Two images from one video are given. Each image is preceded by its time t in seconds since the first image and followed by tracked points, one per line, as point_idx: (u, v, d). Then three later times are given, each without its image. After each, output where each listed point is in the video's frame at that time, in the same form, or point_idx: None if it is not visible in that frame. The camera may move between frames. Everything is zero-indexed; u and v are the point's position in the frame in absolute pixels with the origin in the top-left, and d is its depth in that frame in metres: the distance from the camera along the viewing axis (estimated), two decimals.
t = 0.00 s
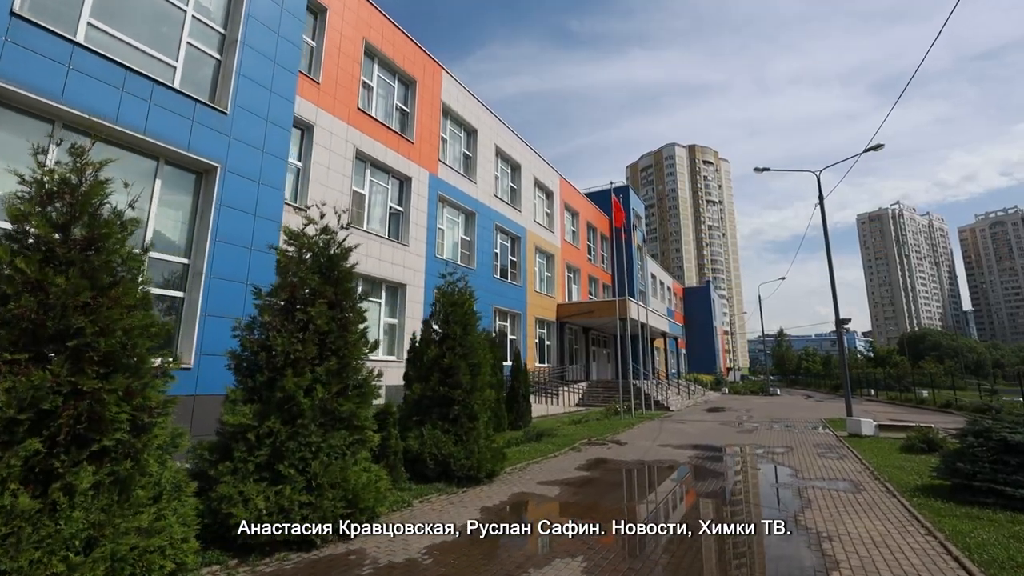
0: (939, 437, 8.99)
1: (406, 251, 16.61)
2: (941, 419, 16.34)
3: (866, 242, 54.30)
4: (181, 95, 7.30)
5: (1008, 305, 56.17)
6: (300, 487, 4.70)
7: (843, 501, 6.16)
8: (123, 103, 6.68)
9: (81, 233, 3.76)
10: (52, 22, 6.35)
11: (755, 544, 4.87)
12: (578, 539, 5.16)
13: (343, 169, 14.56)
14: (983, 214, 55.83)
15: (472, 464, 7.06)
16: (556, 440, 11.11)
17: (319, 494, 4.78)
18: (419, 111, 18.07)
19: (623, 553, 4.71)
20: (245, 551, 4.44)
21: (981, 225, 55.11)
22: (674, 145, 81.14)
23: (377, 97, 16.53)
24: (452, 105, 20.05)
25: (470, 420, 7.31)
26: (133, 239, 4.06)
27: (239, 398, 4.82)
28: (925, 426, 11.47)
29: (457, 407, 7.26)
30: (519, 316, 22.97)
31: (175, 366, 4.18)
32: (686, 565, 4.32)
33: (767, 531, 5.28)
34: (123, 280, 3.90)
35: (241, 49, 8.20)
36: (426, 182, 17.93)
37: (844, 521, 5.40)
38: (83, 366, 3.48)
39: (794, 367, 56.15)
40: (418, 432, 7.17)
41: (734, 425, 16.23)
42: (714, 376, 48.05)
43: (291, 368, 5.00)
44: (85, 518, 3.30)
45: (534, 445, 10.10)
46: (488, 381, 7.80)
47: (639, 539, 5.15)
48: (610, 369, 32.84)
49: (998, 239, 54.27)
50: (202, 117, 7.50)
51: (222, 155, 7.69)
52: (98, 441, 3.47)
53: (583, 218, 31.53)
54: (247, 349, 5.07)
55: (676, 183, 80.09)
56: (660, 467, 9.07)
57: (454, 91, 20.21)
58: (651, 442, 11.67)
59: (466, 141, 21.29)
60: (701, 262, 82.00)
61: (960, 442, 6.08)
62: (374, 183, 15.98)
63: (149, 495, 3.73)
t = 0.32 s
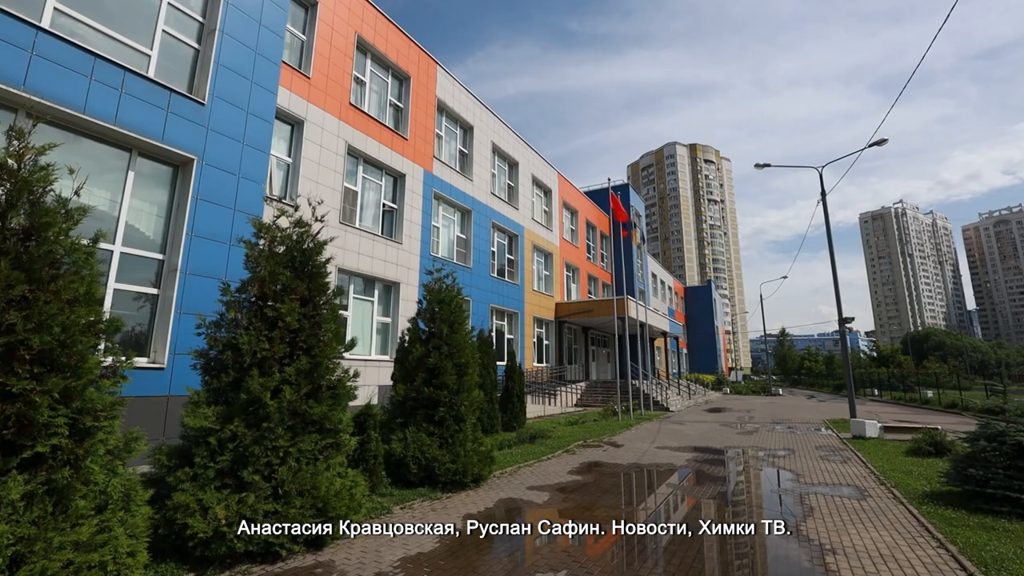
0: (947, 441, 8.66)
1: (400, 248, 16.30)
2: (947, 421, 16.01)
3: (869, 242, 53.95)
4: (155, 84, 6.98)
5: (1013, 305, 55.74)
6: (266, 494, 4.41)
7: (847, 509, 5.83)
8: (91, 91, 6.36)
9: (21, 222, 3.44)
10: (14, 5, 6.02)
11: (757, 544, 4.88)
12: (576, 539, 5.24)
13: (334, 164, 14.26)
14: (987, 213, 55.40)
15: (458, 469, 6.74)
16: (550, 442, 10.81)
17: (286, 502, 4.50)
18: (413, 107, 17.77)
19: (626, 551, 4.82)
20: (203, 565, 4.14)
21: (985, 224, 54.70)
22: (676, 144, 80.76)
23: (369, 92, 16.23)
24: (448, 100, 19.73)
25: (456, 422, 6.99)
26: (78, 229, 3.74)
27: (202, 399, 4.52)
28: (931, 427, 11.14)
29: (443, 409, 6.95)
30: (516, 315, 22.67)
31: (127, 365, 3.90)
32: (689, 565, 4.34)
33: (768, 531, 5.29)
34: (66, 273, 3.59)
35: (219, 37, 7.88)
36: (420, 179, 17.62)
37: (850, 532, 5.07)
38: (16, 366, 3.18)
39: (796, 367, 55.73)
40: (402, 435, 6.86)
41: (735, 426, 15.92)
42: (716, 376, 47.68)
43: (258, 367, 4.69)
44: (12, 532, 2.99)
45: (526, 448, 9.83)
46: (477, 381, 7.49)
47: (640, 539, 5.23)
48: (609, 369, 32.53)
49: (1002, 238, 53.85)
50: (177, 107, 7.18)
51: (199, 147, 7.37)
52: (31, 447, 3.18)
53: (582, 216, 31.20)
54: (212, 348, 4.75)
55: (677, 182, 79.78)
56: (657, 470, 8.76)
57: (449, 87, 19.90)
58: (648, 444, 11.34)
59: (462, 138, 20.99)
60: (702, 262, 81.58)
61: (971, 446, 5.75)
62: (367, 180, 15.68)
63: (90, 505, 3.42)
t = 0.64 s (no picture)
0: (962, 443, 8.27)
1: (397, 246, 16.04)
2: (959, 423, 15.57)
3: (877, 240, 53.29)
4: (131, 73, 6.70)
5: None
6: (232, 502, 4.11)
7: (857, 518, 5.47)
8: (62, 80, 6.08)
9: None
10: None
11: (763, 547, 4.80)
12: (577, 539, 5.22)
13: (328, 161, 14.00)
14: (998, 211, 54.57)
15: (446, 473, 6.42)
16: (547, 444, 10.47)
17: (253, 510, 4.18)
18: (411, 104, 17.51)
19: (628, 554, 4.71)
20: None
21: (996, 221, 53.91)
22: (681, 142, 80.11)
23: (365, 88, 15.97)
24: (446, 97, 19.44)
25: (444, 425, 6.67)
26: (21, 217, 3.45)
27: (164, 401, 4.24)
28: (943, 429, 10.74)
29: (431, 411, 6.63)
30: (517, 315, 22.38)
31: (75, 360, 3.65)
32: (693, 565, 4.31)
33: (768, 532, 5.23)
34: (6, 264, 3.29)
35: (201, 27, 7.60)
36: (418, 176, 17.34)
37: (862, 543, 4.72)
38: None
39: (802, 366, 55.10)
40: (388, 438, 6.53)
41: (740, 427, 15.57)
42: (721, 376, 47.15)
43: (225, 367, 4.40)
44: None
45: (522, 450, 9.54)
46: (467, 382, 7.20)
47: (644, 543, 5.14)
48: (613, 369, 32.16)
49: (1013, 236, 53.04)
50: (155, 98, 6.90)
51: (178, 139, 7.09)
52: None
53: (584, 214, 30.85)
54: (177, 346, 4.46)
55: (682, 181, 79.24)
56: (657, 475, 8.38)
57: (448, 83, 19.63)
58: (649, 447, 10.99)
59: (461, 135, 20.71)
60: (707, 261, 80.93)
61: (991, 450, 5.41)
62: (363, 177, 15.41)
63: (26, 517, 3.12)
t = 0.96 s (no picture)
0: (979, 447, 7.89)
1: (394, 244, 15.79)
2: (972, 425, 15.10)
3: (885, 239, 52.62)
4: (105, 62, 6.43)
5: None
6: (192, 510, 3.82)
7: (869, 528, 5.15)
8: (32, 69, 5.81)
9: None
10: None
11: (771, 548, 4.82)
12: (578, 538, 5.28)
13: (323, 157, 13.75)
14: (1010, 208, 53.70)
15: (432, 478, 6.11)
16: (544, 446, 10.14)
17: (215, 519, 3.89)
18: (409, 100, 17.23)
19: (631, 556, 4.72)
20: None
21: (1007, 219, 53.07)
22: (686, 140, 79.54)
23: (362, 83, 15.71)
24: (445, 93, 19.15)
25: (432, 428, 6.36)
26: None
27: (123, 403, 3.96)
28: (957, 431, 10.35)
29: (418, 412, 6.33)
30: (518, 314, 22.12)
31: (18, 363, 3.36)
32: (699, 566, 4.37)
33: (769, 530, 5.31)
34: None
35: (181, 15, 7.33)
36: (416, 173, 17.07)
37: (874, 555, 4.42)
38: None
39: (810, 366, 54.43)
40: (372, 441, 6.21)
41: (745, 429, 15.22)
42: (727, 376, 46.61)
43: (189, 367, 4.12)
44: None
45: (517, 452, 9.25)
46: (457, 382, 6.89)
47: (648, 544, 5.14)
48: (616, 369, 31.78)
49: None
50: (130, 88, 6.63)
51: (156, 131, 6.82)
52: None
53: (587, 213, 30.49)
54: (136, 346, 4.16)
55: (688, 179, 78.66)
56: (658, 479, 8.04)
57: (447, 79, 19.35)
58: (650, 449, 10.67)
59: (461, 132, 20.42)
60: (713, 259, 80.26)
61: (1013, 456, 5.07)
62: (359, 173, 15.14)
63: None
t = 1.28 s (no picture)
0: (993, 450, 7.52)
1: (390, 241, 15.51)
2: (983, 426, 14.65)
3: (892, 237, 51.98)
4: (75, 49, 6.17)
5: None
6: (141, 521, 3.53)
7: (881, 538, 4.78)
8: None
9: None
10: None
11: (776, 548, 4.72)
12: (579, 538, 5.22)
13: (315, 152, 13.49)
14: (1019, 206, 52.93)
15: (415, 483, 5.82)
16: (540, 448, 9.81)
17: (165, 529, 3.60)
18: (405, 95, 16.94)
19: (635, 557, 4.63)
20: None
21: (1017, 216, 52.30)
22: (690, 138, 78.92)
23: (356, 78, 15.43)
24: (442, 88, 18.86)
25: (416, 430, 6.06)
26: None
27: (73, 406, 3.69)
28: (969, 432, 9.97)
29: (401, 414, 6.04)
30: (518, 313, 21.80)
31: None
32: (703, 566, 4.30)
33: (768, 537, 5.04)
34: None
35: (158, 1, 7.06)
36: (412, 169, 16.78)
37: (886, 568, 4.09)
38: None
39: (815, 366, 53.85)
40: (353, 443, 5.92)
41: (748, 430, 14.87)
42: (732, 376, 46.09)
43: (143, 366, 3.84)
44: None
45: (511, 455, 8.95)
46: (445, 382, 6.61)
47: (653, 542, 5.10)
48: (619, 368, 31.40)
49: None
50: (103, 76, 6.37)
51: (130, 121, 6.55)
52: None
53: (589, 211, 30.15)
54: (88, 344, 3.88)
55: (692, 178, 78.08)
56: (655, 484, 7.67)
57: (445, 74, 19.06)
58: (649, 451, 10.34)
59: (459, 128, 20.11)
60: (718, 259, 79.63)
61: None
62: (353, 170, 14.87)
63: None
